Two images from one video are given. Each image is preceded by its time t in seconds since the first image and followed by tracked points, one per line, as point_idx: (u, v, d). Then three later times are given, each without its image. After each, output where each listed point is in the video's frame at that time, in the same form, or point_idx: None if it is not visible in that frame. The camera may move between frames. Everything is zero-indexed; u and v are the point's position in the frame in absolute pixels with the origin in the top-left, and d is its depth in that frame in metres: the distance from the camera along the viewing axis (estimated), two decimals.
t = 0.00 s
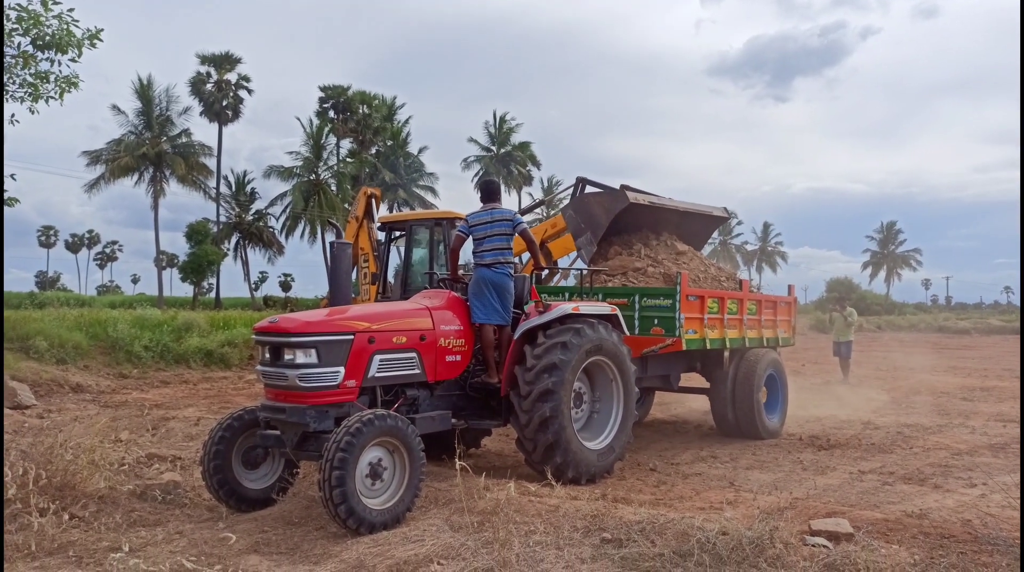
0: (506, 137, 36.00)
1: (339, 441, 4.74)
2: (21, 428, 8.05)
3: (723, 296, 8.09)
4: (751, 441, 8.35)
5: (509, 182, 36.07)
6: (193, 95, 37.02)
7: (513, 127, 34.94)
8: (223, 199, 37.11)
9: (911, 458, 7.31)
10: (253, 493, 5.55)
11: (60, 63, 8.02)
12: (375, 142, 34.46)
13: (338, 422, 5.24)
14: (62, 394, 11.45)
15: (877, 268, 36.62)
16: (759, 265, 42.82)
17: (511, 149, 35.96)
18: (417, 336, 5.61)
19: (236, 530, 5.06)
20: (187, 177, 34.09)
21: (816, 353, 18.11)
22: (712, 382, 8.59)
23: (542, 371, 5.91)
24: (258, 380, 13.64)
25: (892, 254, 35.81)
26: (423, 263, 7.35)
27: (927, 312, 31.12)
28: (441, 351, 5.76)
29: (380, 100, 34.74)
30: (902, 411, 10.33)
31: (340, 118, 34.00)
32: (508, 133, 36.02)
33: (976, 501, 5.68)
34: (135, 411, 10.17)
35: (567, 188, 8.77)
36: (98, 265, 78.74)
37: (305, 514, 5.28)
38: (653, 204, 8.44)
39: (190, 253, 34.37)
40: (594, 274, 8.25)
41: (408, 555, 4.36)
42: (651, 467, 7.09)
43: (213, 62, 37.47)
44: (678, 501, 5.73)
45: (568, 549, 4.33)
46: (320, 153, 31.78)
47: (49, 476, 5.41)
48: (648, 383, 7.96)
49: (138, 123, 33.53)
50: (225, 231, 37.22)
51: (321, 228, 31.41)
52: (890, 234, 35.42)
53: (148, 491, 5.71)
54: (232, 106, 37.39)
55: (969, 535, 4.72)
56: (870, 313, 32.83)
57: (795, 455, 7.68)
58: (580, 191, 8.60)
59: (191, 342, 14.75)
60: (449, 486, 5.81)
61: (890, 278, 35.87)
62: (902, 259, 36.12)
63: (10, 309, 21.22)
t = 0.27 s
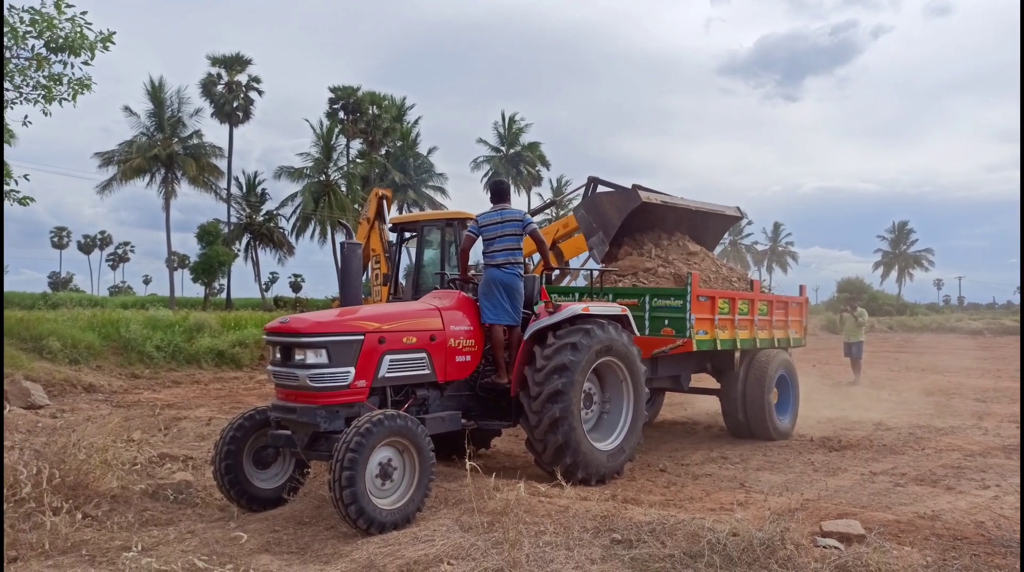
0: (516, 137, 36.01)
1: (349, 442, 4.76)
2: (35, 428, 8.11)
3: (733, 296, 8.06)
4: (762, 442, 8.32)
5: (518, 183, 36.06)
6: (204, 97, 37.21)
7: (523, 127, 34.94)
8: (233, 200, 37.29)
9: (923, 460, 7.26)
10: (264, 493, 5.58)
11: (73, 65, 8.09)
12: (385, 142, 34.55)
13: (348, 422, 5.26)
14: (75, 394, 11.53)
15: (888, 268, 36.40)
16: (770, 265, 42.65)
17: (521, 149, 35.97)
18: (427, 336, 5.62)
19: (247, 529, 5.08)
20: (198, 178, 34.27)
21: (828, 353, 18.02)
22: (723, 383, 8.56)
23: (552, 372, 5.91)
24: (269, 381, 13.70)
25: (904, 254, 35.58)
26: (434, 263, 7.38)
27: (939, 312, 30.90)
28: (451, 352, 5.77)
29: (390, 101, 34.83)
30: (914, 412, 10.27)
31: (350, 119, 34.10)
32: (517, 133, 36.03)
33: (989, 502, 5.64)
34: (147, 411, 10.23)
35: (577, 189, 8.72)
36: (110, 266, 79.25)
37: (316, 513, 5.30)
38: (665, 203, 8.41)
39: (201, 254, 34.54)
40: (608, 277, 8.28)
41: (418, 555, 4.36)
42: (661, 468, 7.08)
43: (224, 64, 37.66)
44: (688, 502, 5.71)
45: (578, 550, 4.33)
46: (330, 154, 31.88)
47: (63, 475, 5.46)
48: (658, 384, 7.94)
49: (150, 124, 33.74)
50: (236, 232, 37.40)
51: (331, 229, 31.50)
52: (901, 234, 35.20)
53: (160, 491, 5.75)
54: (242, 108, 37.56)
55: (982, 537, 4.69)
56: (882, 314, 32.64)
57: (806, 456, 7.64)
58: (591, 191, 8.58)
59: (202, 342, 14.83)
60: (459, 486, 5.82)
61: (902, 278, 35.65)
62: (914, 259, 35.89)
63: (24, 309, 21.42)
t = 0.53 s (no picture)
0: (527, 136, 36.01)
1: (361, 441, 4.77)
2: (51, 426, 8.18)
3: (745, 295, 8.03)
4: (775, 441, 8.29)
5: (530, 182, 36.05)
6: (217, 97, 37.41)
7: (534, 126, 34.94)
8: (246, 200, 37.49)
9: (938, 459, 7.21)
10: (278, 491, 5.60)
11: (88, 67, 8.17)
12: (396, 142, 34.65)
13: (361, 421, 5.28)
14: (90, 393, 11.63)
15: (902, 267, 36.14)
16: (782, 264, 42.43)
17: (532, 148, 35.97)
18: (439, 335, 5.64)
19: (261, 527, 5.11)
20: (211, 178, 34.47)
21: (841, 352, 17.91)
22: (735, 382, 8.54)
23: (563, 371, 5.91)
24: (282, 379, 13.76)
25: (918, 253, 35.32)
26: (448, 262, 7.41)
27: (954, 311, 30.66)
28: (462, 351, 5.78)
29: (402, 100, 34.91)
30: (929, 411, 10.20)
31: (362, 119, 34.20)
32: (529, 132, 36.02)
33: (1005, 502, 5.60)
34: (162, 409, 10.30)
35: (592, 186, 8.74)
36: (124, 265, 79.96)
37: (329, 511, 5.32)
38: (679, 201, 8.36)
39: (214, 253, 34.74)
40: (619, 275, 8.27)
41: (430, 553, 4.38)
42: (673, 467, 7.06)
43: (236, 64, 37.85)
44: (700, 501, 5.70)
45: (591, 549, 4.33)
46: (342, 154, 31.98)
47: (79, 472, 5.51)
48: (670, 383, 7.92)
49: (164, 125, 33.96)
50: (249, 232, 37.60)
51: (343, 228, 31.60)
52: (915, 232, 34.95)
53: (174, 488, 5.79)
54: (255, 108, 37.75)
55: (998, 537, 4.65)
56: (896, 312, 32.42)
57: (820, 455, 7.61)
58: (605, 189, 8.57)
59: (216, 341, 14.93)
60: (471, 484, 5.83)
61: (916, 277, 35.40)
62: (928, 257, 35.61)
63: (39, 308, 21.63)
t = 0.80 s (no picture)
0: (528, 139, 36.04)
1: (359, 442, 4.76)
2: (50, 425, 8.17)
3: (746, 299, 8.03)
4: (774, 445, 8.28)
5: (530, 184, 36.07)
6: (219, 98, 37.44)
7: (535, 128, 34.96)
8: (247, 201, 37.50)
9: (938, 465, 7.21)
10: (276, 492, 5.59)
11: (91, 66, 8.17)
12: (397, 144, 34.68)
13: (360, 422, 5.27)
14: (89, 392, 11.63)
15: (903, 272, 36.13)
16: (782, 268, 42.43)
17: (533, 151, 35.99)
18: (438, 337, 5.63)
19: (259, 528, 5.10)
20: (212, 178, 34.48)
21: (840, 357, 17.91)
22: (734, 386, 8.53)
23: (563, 374, 5.90)
24: (281, 380, 13.76)
25: (919, 258, 35.30)
26: (449, 264, 7.41)
27: (953, 316, 30.65)
28: (462, 353, 5.77)
29: (403, 102, 34.95)
30: (929, 416, 10.19)
31: (363, 120, 34.24)
32: (530, 134, 36.04)
33: (1005, 508, 5.59)
34: (161, 409, 10.29)
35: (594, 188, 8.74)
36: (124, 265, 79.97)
37: (327, 513, 5.31)
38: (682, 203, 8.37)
39: (214, 254, 34.75)
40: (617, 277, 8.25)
41: (428, 555, 4.37)
42: (672, 471, 7.05)
43: (238, 65, 37.89)
44: (699, 505, 5.69)
45: (589, 552, 4.32)
46: (344, 155, 31.99)
47: (77, 472, 5.50)
48: (670, 386, 7.92)
49: (165, 125, 33.97)
50: (249, 232, 37.61)
51: (343, 230, 31.60)
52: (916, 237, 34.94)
53: (173, 489, 5.78)
54: (256, 109, 37.77)
55: (998, 543, 4.64)
56: (896, 317, 32.40)
57: (819, 460, 7.60)
58: (607, 191, 8.60)
59: (215, 341, 14.92)
60: (470, 487, 5.82)
61: (916, 282, 35.39)
62: (928, 262, 35.60)
63: (38, 307, 21.64)
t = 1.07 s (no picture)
0: (528, 140, 36.05)
1: (359, 442, 4.76)
2: (49, 424, 8.17)
3: (745, 300, 8.03)
4: (773, 447, 8.29)
5: (530, 185, 36.08)
6: (219, 97, 37.43)
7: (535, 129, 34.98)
8: (246, 200, 37.50)
9: (936, 467, 7.21)
10: (275, 492, 5.59)
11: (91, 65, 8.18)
12: (397, 144, 34.70)
13: (359, 422, 5.27)
14: (88, 391, 11.62)
15: (902, 274, 36.15)
16: (781, 269, 42.46)
17: (533, 152, 36.01)
18: (438, 338, 5.63)
19: (259, 528, 5.10)
20: (212, 178, 34.46)
21: (839, 358, 17.91)
22: (733, 387, 8.54)
23: (562, 375, 5.90)
24: (280, 380, 13.75)
25: (918, 260, 35.30)
26: (450, 264, 7.42)
27: (952, 319, 30.67)
28: (461, 353, 5.77)
29: (403, 102, 34.96)
30: (928, 418, 10.20)
31: (363, 120, 34.26)
32: (530, 135, 36.05)
33: (1004, 510, 5.59)
34: (160, 408, 10.29)
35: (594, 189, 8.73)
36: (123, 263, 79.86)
37: (326, 513, 5.31)
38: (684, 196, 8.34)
39: (214, 253, 34.74)
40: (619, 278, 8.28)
41: (428, 555, 4.37)
42: (672, 472, 7.05)
43: (238, 65, 37.88)
44: (698, 506, 5.69)
45: (589, 553, 4.31)
46: (343, 155, 31.99)
47: (77, 471, 5.49)
48: (669, 387, 7.92)
49: (165, 124, 33.96)
50: (249, 232, 37.60)
51: (343, 230, 31.59)
52: (915, 239, 34.94)
53: (172, 488, 5.77)
54: (256, 108, 37.77)
55: (997, 545, 4.65)
56: (895, 320, 32.42)
57: (818, 462, 7.60)
58: (609, 192, 8.56)
59: (214, 341, 14.91)
60: (469, 487, 5.82)
61: (915, 284, 35.41)
62: (927, 265, 35.61)
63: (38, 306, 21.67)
